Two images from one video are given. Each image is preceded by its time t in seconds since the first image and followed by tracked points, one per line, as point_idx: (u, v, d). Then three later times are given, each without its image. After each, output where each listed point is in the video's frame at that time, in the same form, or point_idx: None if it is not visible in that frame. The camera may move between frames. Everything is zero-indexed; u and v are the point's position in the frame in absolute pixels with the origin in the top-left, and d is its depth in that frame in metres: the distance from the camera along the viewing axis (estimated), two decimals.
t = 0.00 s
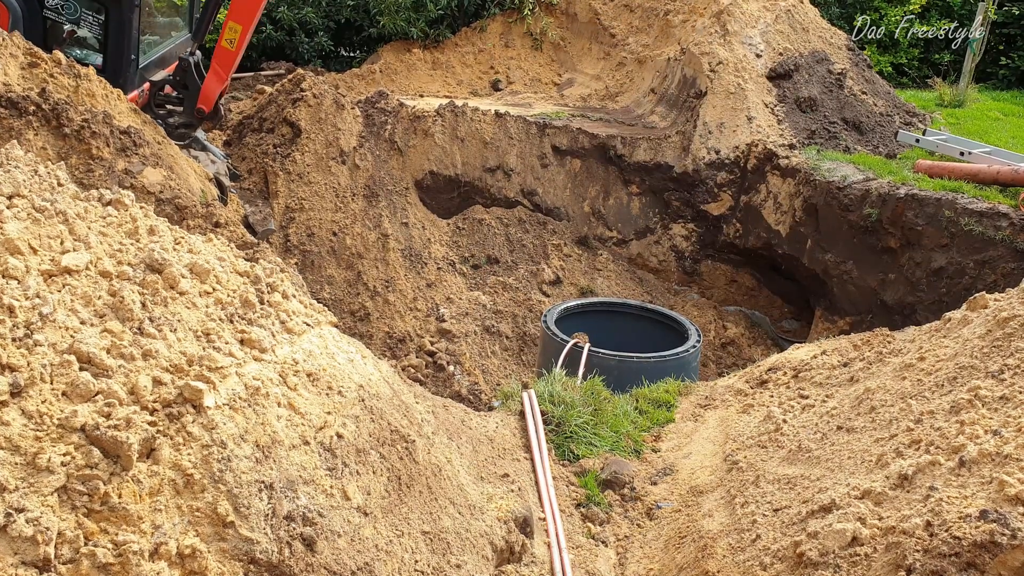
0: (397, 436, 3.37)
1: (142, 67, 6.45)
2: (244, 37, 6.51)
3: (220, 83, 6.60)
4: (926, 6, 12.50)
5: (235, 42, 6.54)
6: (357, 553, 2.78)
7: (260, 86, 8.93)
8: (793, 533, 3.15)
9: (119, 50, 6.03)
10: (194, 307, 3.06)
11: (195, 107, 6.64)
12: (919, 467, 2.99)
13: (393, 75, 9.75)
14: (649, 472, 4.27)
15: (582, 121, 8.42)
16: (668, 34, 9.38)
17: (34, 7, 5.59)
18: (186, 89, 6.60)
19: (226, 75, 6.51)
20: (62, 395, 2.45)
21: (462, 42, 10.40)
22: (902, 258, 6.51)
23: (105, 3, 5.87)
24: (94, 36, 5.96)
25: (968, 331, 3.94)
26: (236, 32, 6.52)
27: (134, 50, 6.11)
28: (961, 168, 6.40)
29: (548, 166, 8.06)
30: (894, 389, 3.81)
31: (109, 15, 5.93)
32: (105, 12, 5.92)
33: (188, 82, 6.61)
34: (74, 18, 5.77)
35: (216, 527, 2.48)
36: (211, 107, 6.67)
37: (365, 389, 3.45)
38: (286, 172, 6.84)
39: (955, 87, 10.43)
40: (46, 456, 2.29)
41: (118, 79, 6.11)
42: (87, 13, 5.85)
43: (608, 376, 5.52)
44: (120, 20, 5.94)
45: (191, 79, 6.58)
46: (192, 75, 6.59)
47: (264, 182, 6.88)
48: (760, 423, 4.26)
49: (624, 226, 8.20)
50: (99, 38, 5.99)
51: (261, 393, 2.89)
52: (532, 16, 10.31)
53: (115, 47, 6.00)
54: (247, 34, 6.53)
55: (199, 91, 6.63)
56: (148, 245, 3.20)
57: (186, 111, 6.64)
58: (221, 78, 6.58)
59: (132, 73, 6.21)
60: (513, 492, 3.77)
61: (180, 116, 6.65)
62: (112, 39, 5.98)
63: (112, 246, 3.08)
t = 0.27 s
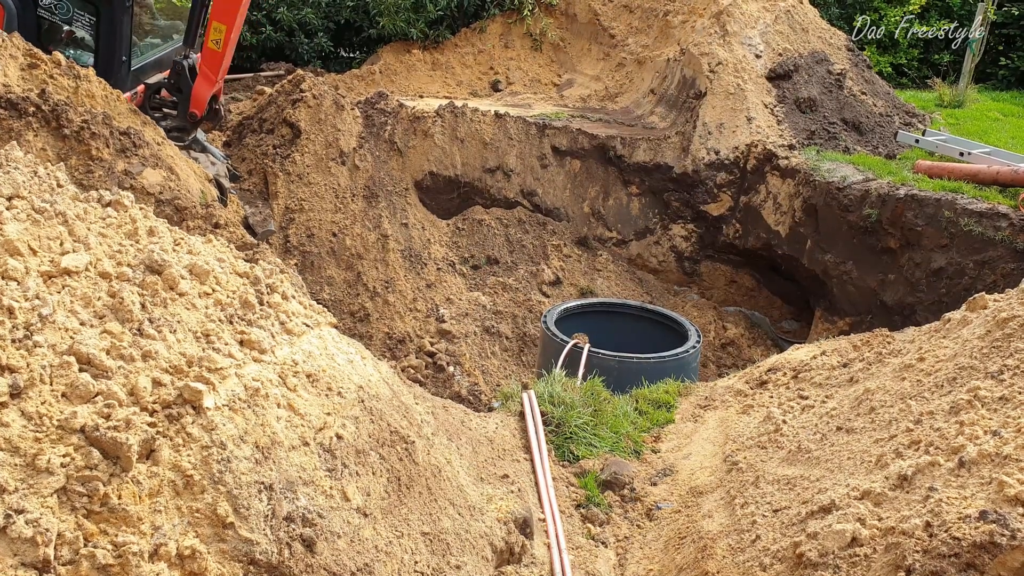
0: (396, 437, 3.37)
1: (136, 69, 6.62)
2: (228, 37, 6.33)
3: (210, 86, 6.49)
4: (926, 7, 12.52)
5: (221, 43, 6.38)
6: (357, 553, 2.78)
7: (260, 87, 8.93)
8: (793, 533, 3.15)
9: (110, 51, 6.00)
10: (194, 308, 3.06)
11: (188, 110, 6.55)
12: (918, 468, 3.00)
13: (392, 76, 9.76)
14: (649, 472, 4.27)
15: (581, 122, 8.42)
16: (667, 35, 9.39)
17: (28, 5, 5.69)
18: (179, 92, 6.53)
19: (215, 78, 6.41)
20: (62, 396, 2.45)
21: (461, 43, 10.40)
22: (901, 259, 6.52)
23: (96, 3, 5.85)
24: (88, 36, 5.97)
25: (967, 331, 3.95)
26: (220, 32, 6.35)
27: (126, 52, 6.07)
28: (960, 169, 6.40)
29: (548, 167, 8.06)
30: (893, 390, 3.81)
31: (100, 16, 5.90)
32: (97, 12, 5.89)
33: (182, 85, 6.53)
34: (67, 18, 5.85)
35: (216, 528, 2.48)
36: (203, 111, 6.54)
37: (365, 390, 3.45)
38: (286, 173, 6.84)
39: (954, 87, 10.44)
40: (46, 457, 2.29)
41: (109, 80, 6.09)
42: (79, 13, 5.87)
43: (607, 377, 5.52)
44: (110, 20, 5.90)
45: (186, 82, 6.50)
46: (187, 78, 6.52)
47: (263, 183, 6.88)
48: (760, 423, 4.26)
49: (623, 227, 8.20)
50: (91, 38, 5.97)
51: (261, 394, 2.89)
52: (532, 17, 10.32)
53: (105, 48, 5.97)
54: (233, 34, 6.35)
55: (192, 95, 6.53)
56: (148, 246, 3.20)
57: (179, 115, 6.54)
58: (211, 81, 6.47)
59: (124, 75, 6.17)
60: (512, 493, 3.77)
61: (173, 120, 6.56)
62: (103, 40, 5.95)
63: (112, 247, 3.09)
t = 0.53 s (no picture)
0: (396, 443, 3.37)
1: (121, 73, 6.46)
2: (205, 39, 6.27)
3: (192, 91, 6.46)
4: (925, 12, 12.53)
5: (200, 46, 6.31)
6: (357, 559, 2.78)
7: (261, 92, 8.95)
8: (793, 539, 3.14)
9: (91, 52, 6.02)
10: (194, 314, 3.06)
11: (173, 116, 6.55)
12: (919, 474, 2.99)
13: (393, 82, 9.78)
14: (649, 478, 4.27)
15: (581, 127, 8.44)
16: (667, 41, 9.43)
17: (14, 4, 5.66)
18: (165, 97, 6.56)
19: (195, 82, 6.36)
20: (61, 402, 2.45)
21: (462, 49, 10.42)
22: (901, 264, 6.52)
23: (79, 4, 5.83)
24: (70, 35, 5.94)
25: (967, 337, 3.95)
26: (197, 34, 6.29)
27: (107, 53, 6.12)
28: (960, 174, 6.41)
29: (548, 172, 8.07)
30: (893, 395, 3.81)
31: (83, 17, 5.87)
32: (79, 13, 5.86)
33: (168, 91, 6.57)
34: (54, 18, 5.84)
35: (215, 534, 2.48)
36: (185, 117, 6.49)
37: (365, 396, 3.45)
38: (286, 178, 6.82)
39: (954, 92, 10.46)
40: (45, 463, 2.29)
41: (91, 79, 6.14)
42: (62, 12, 5.83)
43: (608, 382, 5.52)
44: (92, 22, 5.90)
45: (170, 87, 6.54)
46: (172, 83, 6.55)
47: (264, 188, 6.87)
48: (760, 429, 4.26)
49: (623, 232, 8.20)
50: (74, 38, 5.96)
51: (261, 400, 2.89)
52: (532, 23, 10.44)
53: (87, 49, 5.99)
54: (211, 37, 6.29)
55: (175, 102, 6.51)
56: (148, 251, 3.20)
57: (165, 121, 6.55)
58: (193, 86, 6.43)
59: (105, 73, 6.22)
60: (512, 498, 3.76)
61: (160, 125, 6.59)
62: (85, 41, 5.96)
63: (112, 252, 3.09)
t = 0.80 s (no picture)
0: (398, 462, 3.36)
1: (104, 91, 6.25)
2: (178, 59, 6.15)
3: (167, 112, 6.36)
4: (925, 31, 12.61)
5: (175, 66, 6.21)
6: None
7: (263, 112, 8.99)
8: (797, 558, 3.12)
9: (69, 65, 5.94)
10: (196, 332, 3.06)
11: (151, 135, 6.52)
12: (923, 491, 2.98)
13: (394, 101, 9.82)
14: (652, 497, 4.25)
15: (582, 146, 8.47)
16: (667, 60, 9.48)
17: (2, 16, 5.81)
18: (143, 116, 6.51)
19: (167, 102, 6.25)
20: (63, 421, 2.44)
21: (463, 68, 10.48)
22: (902, 281, 6.53)
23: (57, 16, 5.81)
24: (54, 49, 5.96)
25: (969, 354, 3.95)
26: (172, 54, 6.19)
27: (86, 67, 6.01)
28: (960, 192, 6.42)
29: (549, 190, 8.09)
30: (896, 413, 3.80)
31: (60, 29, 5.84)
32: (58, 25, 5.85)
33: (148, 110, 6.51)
34: (39, 32, 5.91)
35: (217, 553, 2.47)
36: (161, 137, 6.44)
37: (367, 414, 3.45)
38: (289, 198, 6.89)
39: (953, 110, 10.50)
40: (47, 482, 2.29)
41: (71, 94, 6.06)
42: (45, 25, 5.88)
43: (609, 400, 5.51)
44: (68, 34, 5.83)
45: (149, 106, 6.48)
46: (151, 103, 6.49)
47: (266, 207, 6.91)
48: (763, 447, 4.24)
49: (625, 250, 8.21)
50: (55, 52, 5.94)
51: (263, 418, 2.89)
52: (533, 42, 10.47)
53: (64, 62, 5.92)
54: (185, 57, 6.18)
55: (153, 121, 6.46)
56: (150, 270, 3.21)
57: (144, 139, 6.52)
58: (167, 106, 6.34)
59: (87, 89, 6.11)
60: (515, 517, 3.75)
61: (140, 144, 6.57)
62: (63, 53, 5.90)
63: (115, 271, 3.10)
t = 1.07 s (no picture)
0: (399, 461, 3.36)
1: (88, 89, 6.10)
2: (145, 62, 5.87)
3: (137, 116, 6.15)
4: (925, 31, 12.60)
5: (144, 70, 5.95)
6: None
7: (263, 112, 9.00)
8: (798, 557, 3.13)
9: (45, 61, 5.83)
10: (197, 331, 3.06)
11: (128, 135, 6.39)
12: (923, 490, 2.98)
13: (394, 100, 9.82)
14: (652, 496, 4.25)
15: (583, 146, 8.47)
16: (667, 59, 9.48)
17: None
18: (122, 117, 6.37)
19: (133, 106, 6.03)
20: (64, 420, 2.44)
21: (463, 68, 10.48)
22: (902, 281, 6.53)
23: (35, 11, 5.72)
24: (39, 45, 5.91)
25: (970, 353, 3.95)
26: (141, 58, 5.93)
27: (59, 64, 5.82)
28: (960, 192, 6.42)
29: (549, 190, 8.09)
30: (897, 412, 3.80)
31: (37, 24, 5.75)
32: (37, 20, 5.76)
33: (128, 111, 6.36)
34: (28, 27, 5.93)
35: (218, 552, 2.46)
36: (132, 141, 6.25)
37: (368, 413, 3.45)
38: (289, 197, 6.89)
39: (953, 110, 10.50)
40: (48, 481, 2.29)
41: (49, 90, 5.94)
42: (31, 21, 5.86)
43: (610, 400, 5.51)
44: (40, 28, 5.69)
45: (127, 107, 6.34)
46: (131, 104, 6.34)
47: (266, 207, 6.90)
48: (764, 446, 4.24)
49: (625, 250, 8.21)
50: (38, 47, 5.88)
51: (264, 417, 2.89)
52: (533, 42, 10.47)
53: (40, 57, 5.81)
54: (152, 62, 5.88)
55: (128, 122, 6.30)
56: (151, 269, 3.21)
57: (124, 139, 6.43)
58: (136, 110, 6.12)
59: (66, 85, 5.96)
60: (515, 516, 3.75)
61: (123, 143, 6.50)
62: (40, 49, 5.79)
63: (116, 270, 3.10)
